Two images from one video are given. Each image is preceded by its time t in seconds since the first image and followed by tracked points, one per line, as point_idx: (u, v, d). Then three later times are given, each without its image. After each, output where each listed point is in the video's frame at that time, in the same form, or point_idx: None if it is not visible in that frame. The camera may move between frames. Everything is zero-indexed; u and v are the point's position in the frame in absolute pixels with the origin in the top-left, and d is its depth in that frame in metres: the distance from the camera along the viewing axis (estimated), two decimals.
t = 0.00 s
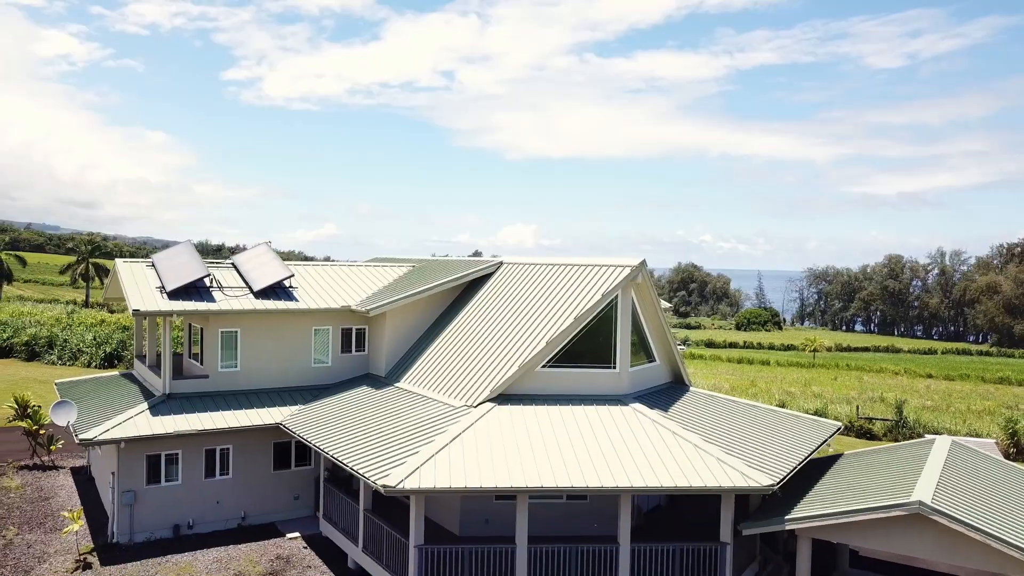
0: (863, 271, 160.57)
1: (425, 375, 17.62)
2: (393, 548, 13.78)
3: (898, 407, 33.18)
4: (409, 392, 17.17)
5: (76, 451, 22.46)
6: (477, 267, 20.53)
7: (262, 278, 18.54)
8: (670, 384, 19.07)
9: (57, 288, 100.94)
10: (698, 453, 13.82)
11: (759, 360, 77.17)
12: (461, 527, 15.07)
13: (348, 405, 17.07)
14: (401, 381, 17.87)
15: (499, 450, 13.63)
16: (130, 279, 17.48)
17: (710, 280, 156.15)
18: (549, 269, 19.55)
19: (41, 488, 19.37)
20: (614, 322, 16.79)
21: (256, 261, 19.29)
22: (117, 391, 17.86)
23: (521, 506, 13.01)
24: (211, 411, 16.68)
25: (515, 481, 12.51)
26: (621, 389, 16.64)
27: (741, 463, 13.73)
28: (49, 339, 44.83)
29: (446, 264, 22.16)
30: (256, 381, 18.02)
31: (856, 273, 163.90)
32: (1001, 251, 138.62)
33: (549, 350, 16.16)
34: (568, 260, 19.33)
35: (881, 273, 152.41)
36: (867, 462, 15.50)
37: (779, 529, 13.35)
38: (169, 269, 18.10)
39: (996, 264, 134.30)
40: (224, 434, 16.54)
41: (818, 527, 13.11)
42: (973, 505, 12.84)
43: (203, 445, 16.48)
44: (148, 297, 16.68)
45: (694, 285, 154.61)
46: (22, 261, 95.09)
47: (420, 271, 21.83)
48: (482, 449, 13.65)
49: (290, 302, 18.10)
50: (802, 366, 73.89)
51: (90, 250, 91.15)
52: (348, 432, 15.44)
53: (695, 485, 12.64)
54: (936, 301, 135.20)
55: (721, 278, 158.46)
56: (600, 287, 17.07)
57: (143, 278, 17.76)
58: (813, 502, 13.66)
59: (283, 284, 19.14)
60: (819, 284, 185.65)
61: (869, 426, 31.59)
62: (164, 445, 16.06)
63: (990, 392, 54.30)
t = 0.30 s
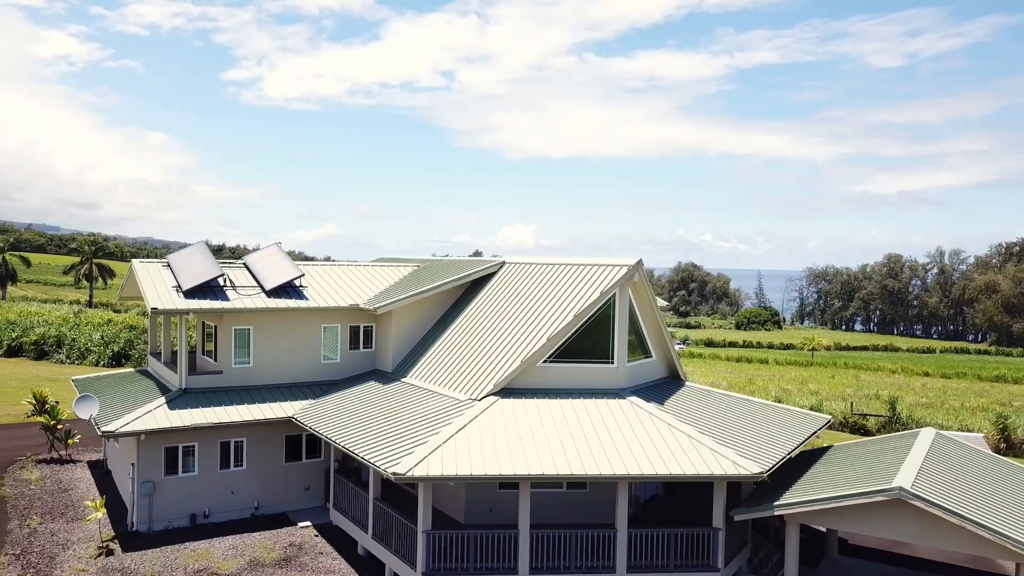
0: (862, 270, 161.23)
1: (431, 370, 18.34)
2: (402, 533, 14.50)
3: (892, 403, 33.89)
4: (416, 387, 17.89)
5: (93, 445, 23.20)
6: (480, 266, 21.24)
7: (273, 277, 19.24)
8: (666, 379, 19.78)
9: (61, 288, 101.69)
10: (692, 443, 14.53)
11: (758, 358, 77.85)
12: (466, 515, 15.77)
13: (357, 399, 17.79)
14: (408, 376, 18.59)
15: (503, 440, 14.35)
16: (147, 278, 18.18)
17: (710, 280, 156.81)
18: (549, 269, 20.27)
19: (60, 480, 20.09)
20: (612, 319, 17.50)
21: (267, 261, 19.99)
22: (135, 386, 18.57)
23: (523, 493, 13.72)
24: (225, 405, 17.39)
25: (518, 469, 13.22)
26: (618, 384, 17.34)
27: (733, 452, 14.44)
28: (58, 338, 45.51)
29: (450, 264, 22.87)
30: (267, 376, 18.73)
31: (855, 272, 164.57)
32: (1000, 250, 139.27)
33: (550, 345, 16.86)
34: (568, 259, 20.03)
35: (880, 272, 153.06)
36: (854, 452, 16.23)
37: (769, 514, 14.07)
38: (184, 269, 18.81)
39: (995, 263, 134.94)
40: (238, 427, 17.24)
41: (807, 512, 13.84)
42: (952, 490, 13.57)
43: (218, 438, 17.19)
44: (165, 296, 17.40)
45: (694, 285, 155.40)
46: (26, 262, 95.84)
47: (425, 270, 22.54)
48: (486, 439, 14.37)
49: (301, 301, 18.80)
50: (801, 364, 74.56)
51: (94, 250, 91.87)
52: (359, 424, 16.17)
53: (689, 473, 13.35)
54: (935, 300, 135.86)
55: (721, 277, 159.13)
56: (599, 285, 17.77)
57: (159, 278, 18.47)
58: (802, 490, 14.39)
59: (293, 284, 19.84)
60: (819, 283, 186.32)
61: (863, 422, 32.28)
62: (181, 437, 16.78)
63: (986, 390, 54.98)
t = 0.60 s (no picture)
0: (862, 270, 162.06)
1: (437, 366, 19.15)
2: (411, 519, 15.28)
3: (885, 399, 34.68)
4: (423, 382, 18.68)
5: (110, 439, 24.01)
6: (483, 266, 22.03)
7: (285, 277, 20.03)
8: (662, 374, 20.56)
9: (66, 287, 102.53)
10: (687, 434, 15.30)
11: (757, 357, 78.67)
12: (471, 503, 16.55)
13: (367, 393, 18.59)
14: (415, 372, 19.38)
15: (507, 431, 15.15)
16: (165, 278, 18.97)
17: (710, 279, 157.60)
18: (550, 268, 21.05)
19: (79, 473, 20.89)
20: (610, 316, 18.29)
21: (279, 261, 20.78)
22: (152, 381, 19.33)
23: (526, 480, 14.50)
24: (240, 399, 18.16)
25: (522, 457, 14.00)
26: (616, 378, 18.13)
27: (725, 442, 15.21)
28: (67, 336, 46.25)
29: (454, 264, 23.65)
30: (280, 372, 19.51)
31: (855, 272, 165.32)
32: (998, 249, 140.08)
33: (551, 342, 17.66)
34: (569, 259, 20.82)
35: (880, 271, 153.82)
36: (841, 443, 17.03)
37: (759, 500, 14.86)
38: (199, 269, 19.58)
39: (993, 262, 135.78)
40: (253, 420, 18.02)
41: (794, 498, 14.63)
42: (932, 477, 14.36)
43: (234, 431, 17.98)
44: (182, 295, 18.16)
45: (693, 284, 156.23)
46: (31, 262, 96.69)
47: (429, 270, 23.33)
48: (491, 430, 15.15)
49: (312, 300, 19.57)
50: (799, 363, 75.29)
51: (99, 251, 92.66)
52: (369, 417, 16.96)
53: (683, 461, 14.13)
54: (934, 300, 136.70)
55: (721, 277, 159.92)
56: (598, 284, 18.54)
57: (176, 277, 19.24)
58: (790, 477, 15.18)
59: (304, 283, 20.61)
60: (819, 283, 187.15)
61: (857, 418, 33.08)
62: (199, 430, 17.56)
63: (981, 388, 55.78)
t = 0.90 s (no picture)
0: (860, 269, 162.97)
1: (443, 360, 20.01)
2: (419, 505, 16.13)
3: (878, 395, 35.56)
4: (429, 375, 19.53)
5: (125, 432, 24.88)
6: (487, 266, 22.89)
7: (297, 276, 20.88)
8: (658, 368, 21.42)
9: (70, 287, 103.36)
10: (680, 424, 16.16)
11: (756, 355, 79.48)
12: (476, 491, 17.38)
13: (376, 387, 19.45)
14: (421, 366, 20.23)
15: (510, 421, 16.01)
16: (182, 277, 19.81)
17: (709, 279, 158.43)
18: (551, 267, 21.90)
19: (99, 464, 21.77)
20: (608, 313, 19.14)
21: (291, 261, 21.63)
22: (169, 375, 20.19)
23: (529, 467, 15.35)
24: (255, 392, 19.03)
25: (524, 445, 14.86)
26: (614, 372, 18.99)
27: (717, 432, 16.07)
28: (76, 335, 47.06)
29: (458, 263, 24.50)
30: (292, 367, 20.37)
31: (854, 271, 166.24)
32: (997, 249, 141.04)
33: (551, 337, 18.52)
34: (568, 258, 21.67)
35: (879, 271, 154.68)
36: (828, 433, 17.88)
37: (748, 486, 15.73)
38: (215, 268, 20.44)
39: (992, 261, 136.74)
40: (267, 412, 18.88)
41: (782, 484, 15.48)
42: (911, 464, 15.18)
43: (249, 423, 18.84)
44: (200, 293, 19.01)
45: (693, 283, 157.07)
46: (36, 263, 97.51)
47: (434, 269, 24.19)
48: (495, 420, 16.02)
49: (323, 297, 20.43)
50: (797, 361, 76.22)
51: (103, 251, 93.43)
52: (379, 408, 17.81)
53: (676, 448, 14.98)
54: (933, 298, 137.54)
55: (722, 276, 160.67)
56: (597, 282, 19.39)
57: (193, 276, 20.10)
58: (778, 465, 16.03)
59: (315, 282, 21.47)
60: (818, 283, 187.92)
61: (850, 413, 33.97)
62: (216, 422, 18.42)
63: (976, 384, 56.78)
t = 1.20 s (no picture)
0: (859, 268, 163.90)
1: (449, 355, 20.92)
2: (428, 492, 17.05)
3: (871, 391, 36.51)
4: (436, 370, 20.44)
5: (142, 426, 25.81)
6: (490, 265, 23.81)
7: (308, 275, 21.79)
8: (655, 363, 22.36)
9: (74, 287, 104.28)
10: (674, 414, 17.08)
11: (755, 354, 80.34)
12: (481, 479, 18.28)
13: (385, 381, 20.37)
14: (428, 361, 21.14)
15: (513, 411, 16.93)
16: (200, 276, 20.74)
17: (709, 278, 159.31)
18: (552, 267, 22.83)
19: (118, 455, 22.70)
20: (606, 310, 20.06)
21: (302, 261, 22.56)
22: (187, 370, 21.10)
23: (531, 455, 16.26)
24: (270, 386, 19.95)
25: (527, 433, 15.78)
26: (612, 366, 19.92)
27: (709, 422, 16.98)
28: (86, 334, 47.99)
29: (462, 262, 25.42)
30: (304, 362, 21.28)
31: (853, 271, 167.12)
32: (995, 248, 141.99)
33: (553, 333, 19.43)
34: (568, 258, 22.59)
35: (877, 270, 155.55)
36: (817, 424, 18.79)
37: (738, 473, 16.65)
38: (230, 267, 21.37)
39: (990, 260, 137.68)
40: (281, 405, 19.80)
41: (770, 470, 16.40)
42: (893, 452, 16.08)
43: (265, 415, 19.77)
44: (217, 291, 19.94)
45: (693, 283, 157.95)
46: (42, 263, 98.41)
47: (439, 269, 25.12)
48: (500, 411, 16.92)
49: (333, 295, 21.36)
50: (795, 359, 77.18)
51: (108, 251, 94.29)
52: (388, 400, 18.73)
53: (670, 436, 15.90)
54: (933, 297, 138.38)
55: (721, 276, 161.51)
56: (596, 281, 20.31)
57: (210, 275, 21.03)
58: (768, 453, 16.95)
59: (326, 281, 22.40)
60: (818, 282, 188.77)
61: (843, 408, 34.91)
62: (233, 414, 19.35)
63: (971, 382, 57.72)
